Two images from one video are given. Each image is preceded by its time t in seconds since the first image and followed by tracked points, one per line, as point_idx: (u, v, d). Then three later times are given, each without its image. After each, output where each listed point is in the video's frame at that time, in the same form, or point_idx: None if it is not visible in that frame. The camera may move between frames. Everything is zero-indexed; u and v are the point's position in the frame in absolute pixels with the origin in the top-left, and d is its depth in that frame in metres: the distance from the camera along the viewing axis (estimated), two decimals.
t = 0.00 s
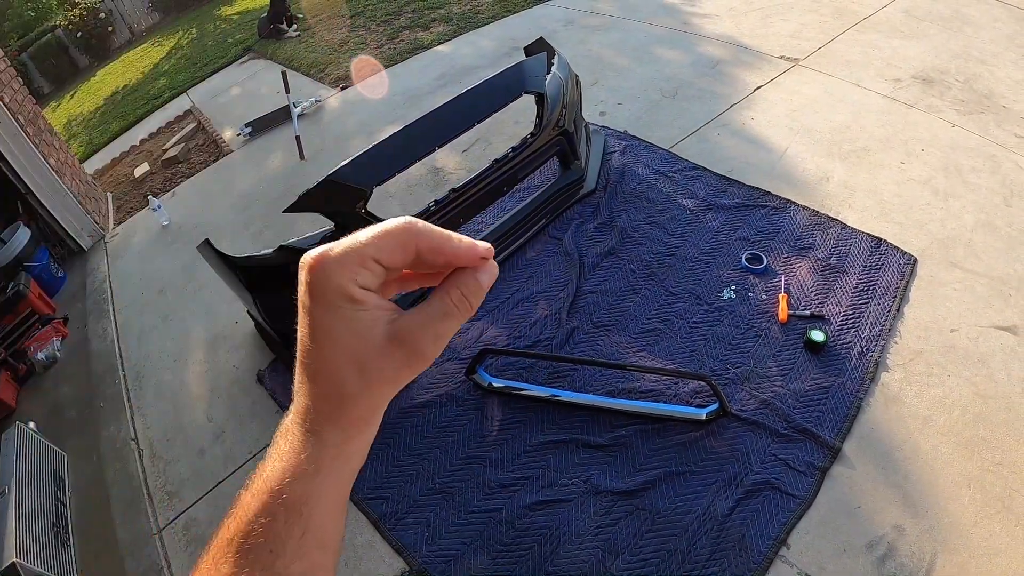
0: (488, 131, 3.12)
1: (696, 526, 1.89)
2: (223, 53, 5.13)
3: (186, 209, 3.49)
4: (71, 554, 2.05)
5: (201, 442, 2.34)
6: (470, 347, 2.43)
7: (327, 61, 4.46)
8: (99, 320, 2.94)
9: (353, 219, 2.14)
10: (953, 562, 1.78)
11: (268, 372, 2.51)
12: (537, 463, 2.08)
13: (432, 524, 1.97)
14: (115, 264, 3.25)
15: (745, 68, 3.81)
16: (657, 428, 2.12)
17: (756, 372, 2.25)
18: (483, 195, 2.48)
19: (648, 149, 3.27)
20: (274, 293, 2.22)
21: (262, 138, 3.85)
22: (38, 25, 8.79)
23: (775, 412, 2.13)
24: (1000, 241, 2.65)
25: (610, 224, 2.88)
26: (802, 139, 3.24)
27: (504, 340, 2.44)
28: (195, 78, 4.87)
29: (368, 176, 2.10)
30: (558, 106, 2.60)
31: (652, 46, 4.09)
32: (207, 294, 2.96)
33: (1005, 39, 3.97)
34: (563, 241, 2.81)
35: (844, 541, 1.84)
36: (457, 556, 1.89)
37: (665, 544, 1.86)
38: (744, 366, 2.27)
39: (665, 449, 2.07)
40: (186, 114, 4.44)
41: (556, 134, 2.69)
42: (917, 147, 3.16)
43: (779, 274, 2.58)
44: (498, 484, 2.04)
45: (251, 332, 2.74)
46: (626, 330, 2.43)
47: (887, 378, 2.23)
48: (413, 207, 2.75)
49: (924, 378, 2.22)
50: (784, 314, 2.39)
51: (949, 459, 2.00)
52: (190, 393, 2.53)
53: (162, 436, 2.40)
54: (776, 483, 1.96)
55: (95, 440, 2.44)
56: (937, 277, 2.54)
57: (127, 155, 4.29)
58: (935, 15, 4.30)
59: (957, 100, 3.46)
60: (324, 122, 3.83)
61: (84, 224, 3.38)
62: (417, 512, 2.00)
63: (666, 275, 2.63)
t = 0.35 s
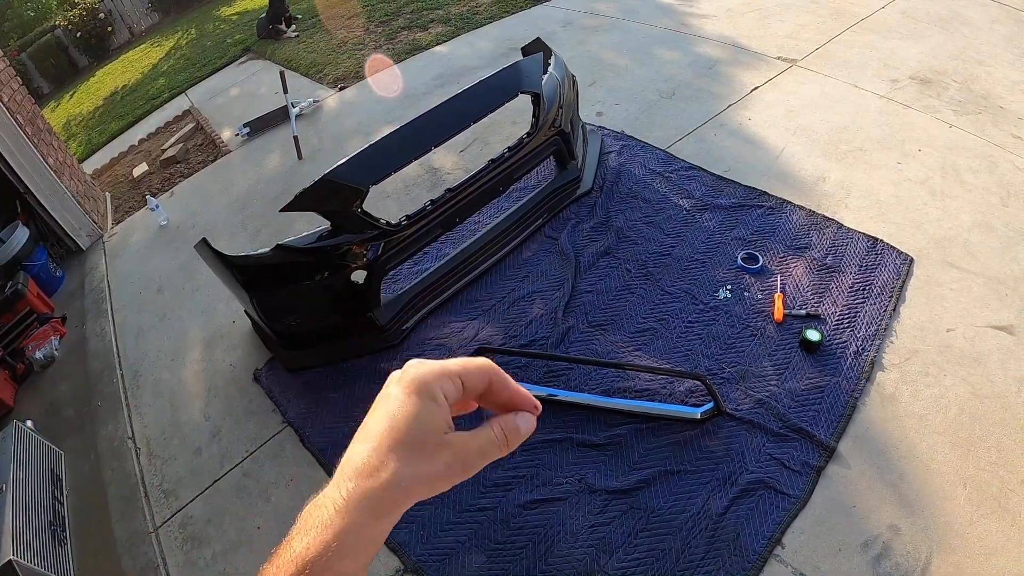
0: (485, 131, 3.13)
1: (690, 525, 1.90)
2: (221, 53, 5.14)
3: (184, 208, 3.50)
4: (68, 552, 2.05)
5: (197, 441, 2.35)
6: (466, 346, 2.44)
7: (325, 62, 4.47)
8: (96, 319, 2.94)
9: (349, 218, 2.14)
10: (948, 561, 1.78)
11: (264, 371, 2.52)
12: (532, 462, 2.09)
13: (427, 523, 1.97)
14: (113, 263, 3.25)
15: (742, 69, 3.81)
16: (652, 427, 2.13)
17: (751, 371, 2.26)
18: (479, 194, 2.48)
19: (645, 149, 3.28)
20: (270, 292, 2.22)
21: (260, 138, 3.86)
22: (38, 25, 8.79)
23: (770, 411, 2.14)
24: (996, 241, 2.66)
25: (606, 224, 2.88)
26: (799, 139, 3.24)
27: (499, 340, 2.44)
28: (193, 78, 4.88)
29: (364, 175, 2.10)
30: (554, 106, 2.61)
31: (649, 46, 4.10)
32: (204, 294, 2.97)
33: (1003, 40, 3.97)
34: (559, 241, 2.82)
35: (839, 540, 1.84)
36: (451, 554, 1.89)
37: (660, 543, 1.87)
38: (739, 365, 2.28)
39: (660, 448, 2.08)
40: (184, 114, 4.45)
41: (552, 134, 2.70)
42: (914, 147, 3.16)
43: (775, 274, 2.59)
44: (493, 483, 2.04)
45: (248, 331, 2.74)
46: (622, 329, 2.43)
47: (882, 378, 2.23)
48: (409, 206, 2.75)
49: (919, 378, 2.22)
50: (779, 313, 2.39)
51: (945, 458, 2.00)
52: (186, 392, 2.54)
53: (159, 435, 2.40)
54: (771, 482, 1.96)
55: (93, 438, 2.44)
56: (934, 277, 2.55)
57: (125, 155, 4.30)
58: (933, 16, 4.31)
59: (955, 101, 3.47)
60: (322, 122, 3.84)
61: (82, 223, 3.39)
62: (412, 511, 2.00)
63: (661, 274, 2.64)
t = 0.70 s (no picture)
0: (480, 131, 3.14)
1: (680, 523, 1.90)
2: (219, 53, 5.15)
3: (181, 207, 3.51)
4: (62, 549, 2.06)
5: (191, 439, 2.35)
6: (459, 344, 2.45)
7: (322, 61, 4.48)
8: (93, 318, 2.95)
9: (343, 216, 2.14)
10: (939, 560, 1.78)
11: (258, 369, 2.53)
12: (523, 459, 2.09)
13: (418, 520, 1.97)
14: (110, 262, 3.27)
15: (739, 69, 3.82)
16: (643, 425, 2.13)
17: (742, 370, 2.26)
18: (472, 193, 2.49)
19: (639, 148, 3.28)
20: (263, 290, 2.22)
21: (257, 138, 3.87)
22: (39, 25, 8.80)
23: (761, 409, 2.14)
24: (990, 241, 2.66)
25: (600, 223, 2.89)
26: (794, 139, 3.24)
27: (492, 338, 2.44)
28: (191, 78, 4.89)
29: (358, 174, 2.11)
30: (549, 105, 2.61)
31: (645, 46, 4.10)
32: (200, 292, 2.98)
33: (1000, 40, 3.97)
34: (553, 240, 2.82)
35: (829, 539, 1.85)
36: (443, 551, 1.89)
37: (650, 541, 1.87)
38: (731, 364, 2.28)
39: (651, 446, 2.08)
40: (181, 114, 4.46)
41: (546, 133, 2.71)
42: (909, 147, 3.16)
43: (768, 273, 2.59)
44: (485, 481, 2.05)
45: (243, 329, 2.75)
46: (614, 327, 2.44)
47: (874, 377, 2.24)
48: (403, 205, 2.76)
49: (912, 377, 2.22)
50: (772, 312, 2.40)
51: (936, 457, 2.01)
52: (181, 390, 2.54)
53: (153, 432, 2.41)
54: (762, 481, 1.97)
55: (88, 436, 2.45)
56: (927, 277, 2.55)
57: (123, 154, 4.31)
58: (929, 16, 4.31)
59: (951, 100, 3.47)
60: (318, 122, 3.85)
61: (80, 222, 3.40)
62: (404, 508, 2.01)
63: (654, 273, 2.64)
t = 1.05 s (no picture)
0: (473, 131, 3.14)
1: (671, 522, 1.90)
2: (211, 50, 5.12)
3: (172, 204, 3.48)
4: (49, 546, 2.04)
5: (180, 436, 2.33)
6: (450, 343, 2.44)
7: (315, 60, 4.46)
8: (82, 313, 2.92)
9: (336, 214, 2.13)
10: (928, 560, 1.79)
11: (249, 366, 2.51)
12: (514, 458, 2.09)
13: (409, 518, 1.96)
14: (100, 258, 3.23)
15: (731, 73, 3.84)
16: (634, 424, 2.13)
17: (733, 371, 2.27)
18: (465, 191, 2.49)
19: (631, 150, 3.29)
20: (254, 287, 2.21)
21: (249, 135, 3.85)
22: (30, 18, 8.71)
23: (751, 409, 2.15)
24: (977, 246, 2.69)
25: (591, 224, 2.89)
26: (785, 144, 3.27)
27: (483, 337, 2.44)
28: (183, 74, 4.86)
29: (351, 172, 2.10)
30: (542, 106, 2.62)
31: (638, 49, 4.12)
32: (190, 289, 2.95)
33: (989, 49, 4.02)
34: (544, 240, 2.82)
35: (819, 538, 1.86)
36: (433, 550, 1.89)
37: (640, 539, 1.87)
38: (721, 364, 2.29)
39: (642, 445, 2.08)
40: (173, 111, 4.43)
41: (539, 134, 2.71)
42: (898, 153, 3.19)
43: (758, 275, 2.61)
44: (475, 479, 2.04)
45: (233, 327, 2.73)
46: (605, 327, 2.44)
47: (863, 378, 2.25)
48: (396, 204, 2.75)
49: (901, 379, 2.24)
50: (762, 313, 2.41)
51: (925, 458, 2.02)
52: (171, 387, 2.52)
53: (142, 429, 2.39)
54: (752, 480, 1.97)
55: (77, 432, 2.42)
56: (916, 280, 2.57)
57: (113, 150, 4.27)
58: (919, 24, 4.35)
59: (940, 107, 3.51)
60: (311, 120, 3.83)
61: (70, 218, 3.36)
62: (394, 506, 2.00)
63: (645, 274, 2.65)
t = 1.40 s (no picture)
0: (458, 136, 3.12)
1: (659, 529, 1.88)
2: (195, 53, 5.06)
3: (155, 207, 3.42)
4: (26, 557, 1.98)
5: (162, 444, 2.28)
6: (435, 349, 2.41)
7: (301, 64, 4.42)
8: (63, 318, 2.85)
9: (321, 218, 2.10)
10: (916, 565, 1.79)
11: (231, 373, 2.46)
12: (501, 465, 2.06)
13: (394, 527, 1.93)
14: (81, 261, 3.17)
15: (718, 80, 3.85)
16: (621, 431, 2.12)
17: (719, 378, 2.26)
18: (451, 197, 2.47)
19: (617, 157, 3.29)
20: (236, 293, 2.16)
21: (233, 139, 3.80)
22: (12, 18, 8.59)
23: (738, 417, 2.14)
24: (960, 253, 2.70)
25: (577, 230, 2.88)
26: (770, 151, 3.27)
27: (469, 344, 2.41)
28: (166, 77, 4.80)
29: (335, 176, 2.06)
30: (528, 112, 2.61)
31: (624, 56, 4.13)
32: (172, 294, 2.90)
33: (971, 58, 4.06)
34: (531, 247, 2.80)
35: (808, 544, 1.85)
36: (419, 559, 1.85)
37: (628, 547, 1.85)
38: (708, 371, 2.28)
39: (630, 452, 2.06)
40: (155, 114, 4.37)
41: (525, 140, 2.70)
42: (883, 160, 3.21)
43: (744, 282, 2.61)
44: (462, 487, 2.01)
45: (216, 333, 2.68)
46: (591, 334, 2.43)
47: (850, 385, 2.25)
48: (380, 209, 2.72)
49: (887, 385, 2.24)
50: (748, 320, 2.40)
51: (911, 464, 2.02)
52: (152, 393, 2.47)
53: (123, 437, 2.33)
54: (740, 487, 1.96)
55: (55, 439, 2.36)
56: (902, 287, 2.58)
57: (95, 153, 4.19)
58: (902, 33, 4.40)
59: (924, 116, 3.54)
60: (295, 124, 3.79)
61: (50, 221, 3.29)
62: (379, 515, 1.96)
63: (632, 281, 2.64)
